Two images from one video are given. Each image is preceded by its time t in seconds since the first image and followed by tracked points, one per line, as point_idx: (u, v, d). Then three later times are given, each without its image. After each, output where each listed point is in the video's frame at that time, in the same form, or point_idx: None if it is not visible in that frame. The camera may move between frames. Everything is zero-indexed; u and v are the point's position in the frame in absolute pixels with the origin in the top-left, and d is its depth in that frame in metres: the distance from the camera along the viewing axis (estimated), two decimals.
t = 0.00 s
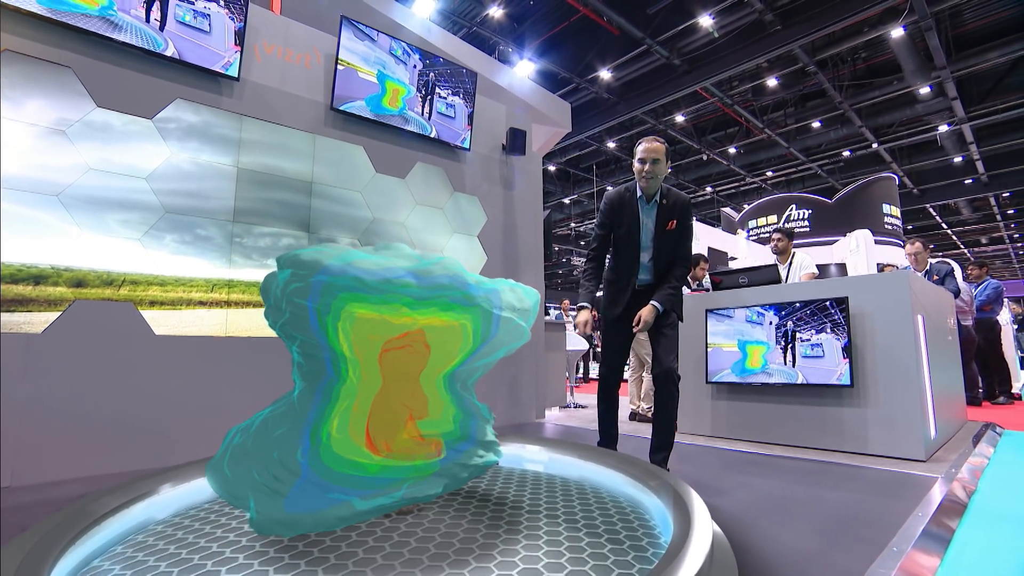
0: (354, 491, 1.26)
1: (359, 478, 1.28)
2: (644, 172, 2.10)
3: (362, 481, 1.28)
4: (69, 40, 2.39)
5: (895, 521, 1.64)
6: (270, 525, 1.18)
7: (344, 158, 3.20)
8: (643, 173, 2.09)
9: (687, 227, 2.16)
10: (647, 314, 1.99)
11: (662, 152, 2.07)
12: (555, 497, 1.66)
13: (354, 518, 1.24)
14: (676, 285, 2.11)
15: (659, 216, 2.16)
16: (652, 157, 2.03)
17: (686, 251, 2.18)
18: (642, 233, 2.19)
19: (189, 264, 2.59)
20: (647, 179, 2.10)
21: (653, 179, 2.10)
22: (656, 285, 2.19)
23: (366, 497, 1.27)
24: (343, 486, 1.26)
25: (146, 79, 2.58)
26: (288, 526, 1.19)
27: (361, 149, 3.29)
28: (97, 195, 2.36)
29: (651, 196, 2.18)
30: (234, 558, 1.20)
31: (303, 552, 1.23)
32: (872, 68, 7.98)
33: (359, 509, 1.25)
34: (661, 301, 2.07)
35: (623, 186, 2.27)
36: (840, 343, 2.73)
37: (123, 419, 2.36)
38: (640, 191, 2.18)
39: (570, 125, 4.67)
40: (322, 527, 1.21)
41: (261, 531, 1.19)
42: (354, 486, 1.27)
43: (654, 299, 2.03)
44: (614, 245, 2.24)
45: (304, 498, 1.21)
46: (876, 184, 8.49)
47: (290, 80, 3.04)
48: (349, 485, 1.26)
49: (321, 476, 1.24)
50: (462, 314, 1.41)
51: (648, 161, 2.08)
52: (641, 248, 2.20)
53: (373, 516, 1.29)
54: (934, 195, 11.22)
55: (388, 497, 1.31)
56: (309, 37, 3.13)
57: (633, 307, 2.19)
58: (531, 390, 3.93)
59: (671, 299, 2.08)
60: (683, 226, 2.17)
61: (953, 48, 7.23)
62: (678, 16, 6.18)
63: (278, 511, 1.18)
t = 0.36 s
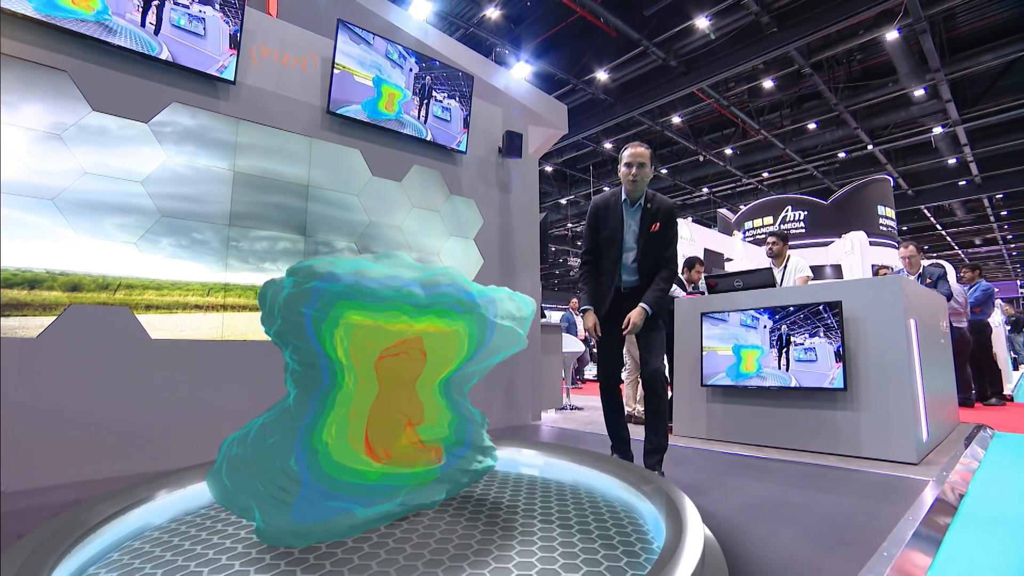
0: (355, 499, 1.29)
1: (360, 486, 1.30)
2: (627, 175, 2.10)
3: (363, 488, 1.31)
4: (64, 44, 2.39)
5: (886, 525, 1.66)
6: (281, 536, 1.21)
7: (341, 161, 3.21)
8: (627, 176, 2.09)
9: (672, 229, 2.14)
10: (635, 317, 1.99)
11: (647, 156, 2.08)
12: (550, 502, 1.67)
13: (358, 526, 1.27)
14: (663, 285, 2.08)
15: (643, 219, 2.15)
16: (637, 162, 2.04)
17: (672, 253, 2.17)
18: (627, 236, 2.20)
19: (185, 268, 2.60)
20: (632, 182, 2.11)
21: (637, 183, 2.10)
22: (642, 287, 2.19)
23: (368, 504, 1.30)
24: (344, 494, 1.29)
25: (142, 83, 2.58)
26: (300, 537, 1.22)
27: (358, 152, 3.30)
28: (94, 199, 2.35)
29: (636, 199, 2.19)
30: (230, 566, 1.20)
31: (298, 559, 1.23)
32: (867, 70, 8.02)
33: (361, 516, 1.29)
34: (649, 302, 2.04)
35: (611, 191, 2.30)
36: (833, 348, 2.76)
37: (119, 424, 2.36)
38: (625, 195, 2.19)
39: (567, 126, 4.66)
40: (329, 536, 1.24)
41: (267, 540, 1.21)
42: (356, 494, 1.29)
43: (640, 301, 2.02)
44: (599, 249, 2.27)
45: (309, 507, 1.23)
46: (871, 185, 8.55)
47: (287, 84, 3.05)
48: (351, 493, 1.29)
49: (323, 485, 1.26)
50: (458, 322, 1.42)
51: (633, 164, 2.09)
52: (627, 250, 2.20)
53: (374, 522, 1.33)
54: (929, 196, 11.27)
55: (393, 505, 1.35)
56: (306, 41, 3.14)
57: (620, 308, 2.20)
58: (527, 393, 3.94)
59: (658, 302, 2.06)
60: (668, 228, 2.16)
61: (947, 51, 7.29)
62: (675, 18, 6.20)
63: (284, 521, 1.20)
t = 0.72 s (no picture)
0: (356, 506, 1.31)
1: (360, 493, 1.32)
2: (616, 220, 2.07)
3: (363, 496, 1.32)
4: (60, 48, 2.40)
5: (875, 529, 1.67)
6: (292, 546, 1.23)
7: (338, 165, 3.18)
8: (616, 222, 2.05)
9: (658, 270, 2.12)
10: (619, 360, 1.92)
11: (635, 202, 2.03)
12: (544, 506, 1.68)
13: (366, 533, 1.31)
14: (647, 321, 2.02)
15: (630, 260, 2.13)
16: (624, 209, 1.99)
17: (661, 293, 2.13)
18: (615, 277, 2.18)
19: (181, 272, 2.60)
20: (621, 227, 2.08)
21: (625, 228, 2.06)
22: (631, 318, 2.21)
23: (368, 511, 1.33)
24: (346, 502, 1.30)
25: (138, 87, 2.59)
26: (311, 546, 1.25)
27: (355, 156, 3.28)
28: (90, 203, 2.35)
29: (625, 241, 2.15)
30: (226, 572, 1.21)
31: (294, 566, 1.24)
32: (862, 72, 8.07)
33: (363, 522, 1.31)
34: (633, 341, 1.99)
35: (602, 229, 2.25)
36: (825, 352, 2.78)
37: (114, 428, 2.36)
38: (614, 237, 2.16)
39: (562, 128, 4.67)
40: (339, 543, 1.28)
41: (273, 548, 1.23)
42: (356, 502, 1.31)
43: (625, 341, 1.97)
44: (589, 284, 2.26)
45: (312, 515, 1.25)
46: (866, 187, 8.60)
47: (282, 87, 3.06)
48: (351, 500, 1.30)
49: (324, 493, 1.27)
50: (454, 329, 1.43)
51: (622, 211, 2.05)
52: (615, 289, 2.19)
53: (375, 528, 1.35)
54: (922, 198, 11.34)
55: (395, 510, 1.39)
56: (302, 44, 3.15)
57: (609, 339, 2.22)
58: (523, 395, 3.95)
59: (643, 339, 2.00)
60: (656, 269, 2.13)
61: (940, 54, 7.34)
62: (671, 20, 6.23)
63: (290, 529, 1.22)
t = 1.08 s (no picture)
0: (356, 512, 1.29)
1: (359, 499, 1.31)
2: (605, 279, 2.03)
3: (362, 502, 1.31)
4: (55, 51, 2.38)
5: (865, 532, 1.69)
6: (305, 555, 1.20)
7: (333, 168, 3.22)
8: (606, 280, 2.02)
9: (657, 317, 2.10)
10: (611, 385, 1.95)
11: (623, 256, 1.99)
12: (538, 510, 1.69)
13: (377, 541, 1.27)
14: (648, 366, 2.01)
15: (627, 310, 2.12)
16: (613, 267, 1.96)
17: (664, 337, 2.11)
18: (616, 328, 2.18)
19: (177, 276, 2.59)
20: (612, 283, 2.03)
21: (617, 283, 2.02)
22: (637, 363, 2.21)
23: (371, 517, 1.30)
24: (346, 509, 1.29)
25: (132, 90, 2.58)
26: (323, 554, 1.21)
27: (350, 160, 3.32)
28: (84, 207, 2.35)
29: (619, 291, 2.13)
30: None
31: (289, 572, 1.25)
32: (856, 75, 8.13)
33: (366, 529, 1.28)
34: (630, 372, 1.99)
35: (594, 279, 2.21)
36: (816, 356, 2.80)
37: (108, 433, 2.35)
38: (608, 291, 2.12)
39: (558, 130, 4.68)
40: (352, 551, 1.24)
41: (281, 559, 1.21)
42: (356, 508, 1.29)
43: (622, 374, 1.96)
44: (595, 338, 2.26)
45: (315, 522, 1.24)
46: (859, 189, 8.66)
47: (278, 91, 3.06)
48: (351, 507, 1.29)
49: (324, 499, 1.27)
50: (447, 334, 1.44)
51: (611, 266, 2.01)
52: (618, 339, 2.20)
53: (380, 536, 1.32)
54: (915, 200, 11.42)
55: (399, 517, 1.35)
56: (298, 48, 3.15)
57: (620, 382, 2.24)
58: (518, 397, 3.96)
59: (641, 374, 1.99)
60: (654, 315, 2.11)
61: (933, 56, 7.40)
62: (667, 21, 6.26)
63: (293, 537, 1.20)
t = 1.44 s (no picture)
0: (357, 519, 1.30)
1: (359, 506, 1.32)
2: (595, 298, 2.07)
3: (362, 509, 1.32)
4: (47, 53, 2.37)
5: (854, 535, 1.72)
6: (316, 562, 1.21)
7: (328, 172, 3.24)
8: (596, 298, 2.05)
9: (651, 333, 2.11)
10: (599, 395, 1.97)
11: (611, 274, 2.02)
12: (531, 514, 1.70)
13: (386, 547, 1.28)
14: (641, 380, 2.03)
15: (621, 328, 2.15)
16: (600, 286, 1.99)
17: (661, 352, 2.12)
18: (613, 345, 2.21)
19: (171, 280, 2.60)
20: (602, 300, 2.07)
21: (608, 300, 2.05)
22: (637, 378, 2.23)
23: (371, 524, 1.31)
24: (346, 516, 1.30)
25: (126, 94, 2.57)
26: (334, 562, 1.22)
27: (345, 163, 3.33)
28: (77, 211, 2.34)
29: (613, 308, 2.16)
30: None
31: None
32: (849, 78, 8.18)
33: (367, 535, 1.29)
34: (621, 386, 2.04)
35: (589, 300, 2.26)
36: (806, 360, 2.84)
37: (102, 437, 2.35)
38: (602, 309, 2.16)
39: (553, 132, 4.70)
40: (361, 559, 1.25)
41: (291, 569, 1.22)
42: (356, 515, 1.31)
43: (611, 386, 2.01)
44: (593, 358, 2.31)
45: (318, 530, 1.25)
46: (852, 192, 8.73)
47: (273, 95, 3.06)
48: (352, 514, 1.30)
49: (323, 506, 1.29)
50: (440, 340, 1.44)
51: (600, 285, 2.04)
52: (615, 356, 2.23)
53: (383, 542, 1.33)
54: (908, 202, 11.49)
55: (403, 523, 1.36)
56: (293, 52, 3.15)
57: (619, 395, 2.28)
58: (513, 400, 3.98)
59: (632, 388, 2.02)
60: (648, 331, 2.12)
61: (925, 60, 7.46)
62: (662, 24, 6.29)
63: (300, 546, 1.22)
